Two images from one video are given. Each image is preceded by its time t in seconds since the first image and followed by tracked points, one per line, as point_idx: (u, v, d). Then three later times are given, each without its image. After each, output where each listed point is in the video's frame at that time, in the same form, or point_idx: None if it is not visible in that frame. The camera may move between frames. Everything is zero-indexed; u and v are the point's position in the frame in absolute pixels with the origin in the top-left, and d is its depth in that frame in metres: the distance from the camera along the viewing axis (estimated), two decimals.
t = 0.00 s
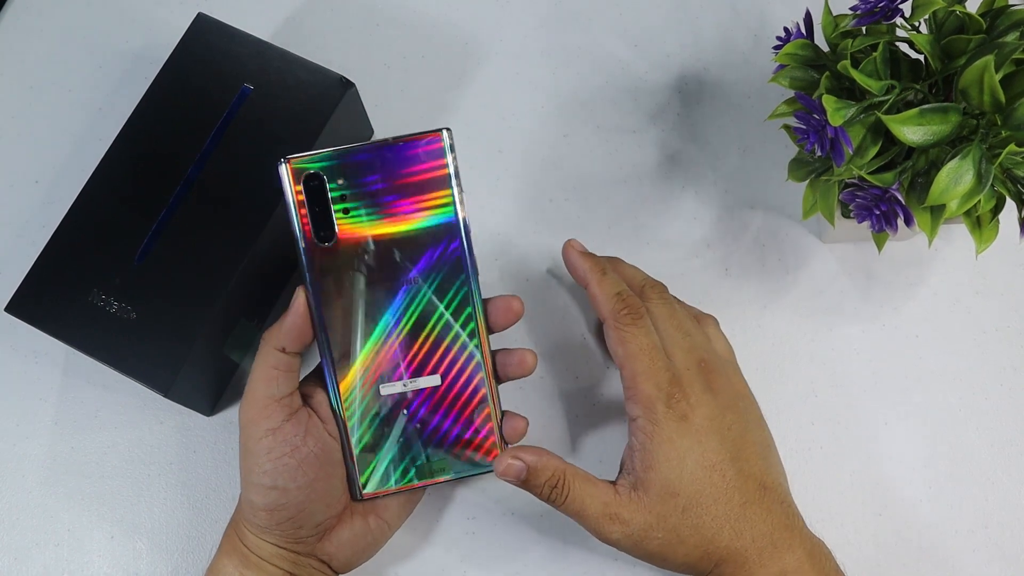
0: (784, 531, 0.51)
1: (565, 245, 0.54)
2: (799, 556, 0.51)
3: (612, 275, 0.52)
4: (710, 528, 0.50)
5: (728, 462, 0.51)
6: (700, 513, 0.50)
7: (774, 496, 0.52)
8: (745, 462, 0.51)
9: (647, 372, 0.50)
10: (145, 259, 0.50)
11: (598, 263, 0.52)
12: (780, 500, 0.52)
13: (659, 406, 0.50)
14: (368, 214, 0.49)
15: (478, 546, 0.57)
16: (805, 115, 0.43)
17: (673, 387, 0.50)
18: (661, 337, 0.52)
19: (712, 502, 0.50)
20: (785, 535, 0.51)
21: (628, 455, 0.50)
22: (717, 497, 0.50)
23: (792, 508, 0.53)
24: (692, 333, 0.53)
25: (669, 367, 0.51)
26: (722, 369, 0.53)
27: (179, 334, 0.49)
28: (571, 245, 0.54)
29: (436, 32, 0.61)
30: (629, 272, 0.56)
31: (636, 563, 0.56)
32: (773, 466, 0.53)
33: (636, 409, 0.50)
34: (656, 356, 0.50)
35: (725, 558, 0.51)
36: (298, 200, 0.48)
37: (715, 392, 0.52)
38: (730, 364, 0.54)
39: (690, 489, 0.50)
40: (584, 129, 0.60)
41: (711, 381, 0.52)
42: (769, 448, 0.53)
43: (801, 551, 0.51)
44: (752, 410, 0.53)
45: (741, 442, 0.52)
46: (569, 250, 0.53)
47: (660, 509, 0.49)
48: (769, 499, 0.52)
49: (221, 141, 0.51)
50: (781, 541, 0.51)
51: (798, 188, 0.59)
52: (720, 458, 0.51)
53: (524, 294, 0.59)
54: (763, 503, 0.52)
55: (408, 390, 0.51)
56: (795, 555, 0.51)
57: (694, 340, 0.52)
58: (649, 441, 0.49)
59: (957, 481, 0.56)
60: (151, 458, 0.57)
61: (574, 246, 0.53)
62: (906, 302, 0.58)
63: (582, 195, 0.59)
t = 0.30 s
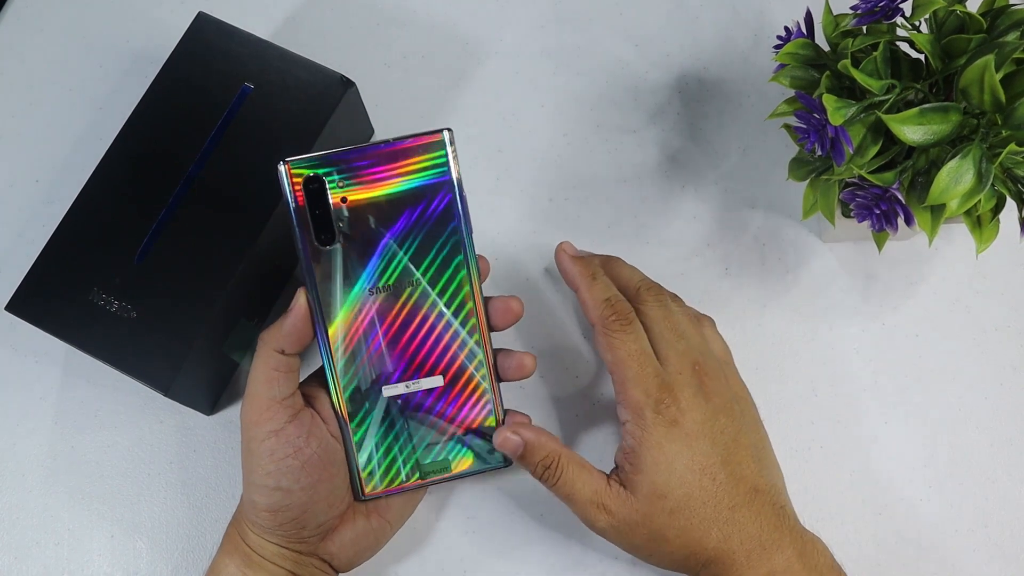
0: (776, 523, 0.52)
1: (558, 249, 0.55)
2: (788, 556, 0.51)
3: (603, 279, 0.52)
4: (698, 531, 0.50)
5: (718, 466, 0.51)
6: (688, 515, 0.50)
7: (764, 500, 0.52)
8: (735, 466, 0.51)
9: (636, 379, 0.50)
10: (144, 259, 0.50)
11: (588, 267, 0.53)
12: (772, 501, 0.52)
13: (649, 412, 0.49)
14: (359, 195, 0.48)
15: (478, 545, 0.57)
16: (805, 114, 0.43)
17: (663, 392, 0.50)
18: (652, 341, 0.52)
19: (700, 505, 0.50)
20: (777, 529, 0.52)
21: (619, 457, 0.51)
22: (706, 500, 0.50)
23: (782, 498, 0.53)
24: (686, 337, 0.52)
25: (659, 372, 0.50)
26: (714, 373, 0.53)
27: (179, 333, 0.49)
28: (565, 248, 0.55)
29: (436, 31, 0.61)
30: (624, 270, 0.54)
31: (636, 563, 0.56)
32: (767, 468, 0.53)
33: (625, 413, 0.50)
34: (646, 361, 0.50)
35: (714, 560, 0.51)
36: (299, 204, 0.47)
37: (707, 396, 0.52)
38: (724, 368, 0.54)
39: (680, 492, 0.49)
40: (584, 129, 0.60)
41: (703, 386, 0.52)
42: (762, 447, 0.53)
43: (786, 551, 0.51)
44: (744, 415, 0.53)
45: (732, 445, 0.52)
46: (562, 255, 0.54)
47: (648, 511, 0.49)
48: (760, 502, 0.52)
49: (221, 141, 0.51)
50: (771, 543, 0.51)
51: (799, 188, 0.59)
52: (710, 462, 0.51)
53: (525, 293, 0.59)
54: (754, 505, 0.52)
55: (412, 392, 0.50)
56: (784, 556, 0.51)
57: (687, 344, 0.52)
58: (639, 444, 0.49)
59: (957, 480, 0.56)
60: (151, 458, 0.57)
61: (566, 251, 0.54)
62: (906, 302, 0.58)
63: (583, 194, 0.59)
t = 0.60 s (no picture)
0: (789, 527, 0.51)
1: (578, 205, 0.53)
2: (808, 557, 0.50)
3: (629, 250, 0.51)
4: (711, 536, 0.48)
5: (737, 470, 0.49)
6: (705, 522, 0.48)
7: (779, 505, 0.51)
8: (753, 470, 0.50)
9: (653, 369, 0.49)
10: (145, 259, 0.50)
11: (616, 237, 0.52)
12: (785, 504, 0.51)
13: (664, 407, 0.48)
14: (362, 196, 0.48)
15: (478, 545, 0.57)
16: (805, 115, 0.43)
17: (681, 386, 0.49)
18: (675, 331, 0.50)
19: (718, 512, 0.48)
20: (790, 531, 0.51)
21: (630, 451, 0.50)
22: (722, 504, 0.48)
23: (798, 501, 0.52)
24: (705, 330, 0.51)
25: (680, 366, 0.49)
26: (737, 366, 0.51)
27: (180, 333, 0.49)
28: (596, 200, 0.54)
29: (436, 32, 0.61)
30: (654, 237, 0.54)
31: (636, 564, 0.56)
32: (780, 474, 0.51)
33: (639, 406, 0.49)
34: (665, 349, 0.49)
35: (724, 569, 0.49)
36: (301, 204, 0.47)
37: (727, 392, 0.50)
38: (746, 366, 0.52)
39: (694, 495, 0.48)
40: (584, 129, 0.60)
41: (724, 381, 0.50)
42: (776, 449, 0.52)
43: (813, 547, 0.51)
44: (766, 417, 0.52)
45: (752, 447, 0.50)
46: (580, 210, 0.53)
47: (660, 514, 0.47)
48: (775, 508, 0.50)
49: (221, 142, 0.51)
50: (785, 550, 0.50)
51: (799, 188, 0.59)
52: (729, 464, 0.49)
53: (525, 294, 0.59)
54: (769, 509, 0.50)
55: (413, 394, 0.50)
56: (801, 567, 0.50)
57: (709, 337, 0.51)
58: (651, 437, 0.48)
59: (957, 481, 0.56)
60: (151, 458, 0.57)
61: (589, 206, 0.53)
62: (906, 303, 0.58)
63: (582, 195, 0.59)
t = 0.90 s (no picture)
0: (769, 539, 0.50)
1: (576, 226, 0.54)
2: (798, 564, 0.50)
3: (609, 272, 0.52)
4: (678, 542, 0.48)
5: (699, 475, 0.49)
6: (670, 519, 0.48)
7: (753, 521, 0.50)
8: (720, 479, 0.50)
9: (620, 374, 0.49)
10: (145, 259, 0.50)
11: (602, 256, 0.53)
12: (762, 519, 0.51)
13: (629, 406, 0.49)
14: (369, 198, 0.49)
15: (478, 546, 0.57)
16: (805, 115, 0.43)
17: (646, 391, 0.49)
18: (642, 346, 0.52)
19: (685, 512, 0.48)
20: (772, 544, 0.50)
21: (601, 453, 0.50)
22: (687, 508, 0.48)
23: (772, 511, 0.51)
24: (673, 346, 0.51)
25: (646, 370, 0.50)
26: (702, 385, 0.51)
27: (180, 334, 0.49)
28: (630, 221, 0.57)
29: (436, 32, 0.61)
30: (649, 262, 0.53)
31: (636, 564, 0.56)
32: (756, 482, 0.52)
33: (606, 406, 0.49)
34: (634, 359, 0.49)
35: None
36: (308, 204, 0.47)
37: (695, 403, 0.50)
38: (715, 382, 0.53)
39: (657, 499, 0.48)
40: (584, 129, 0.60)
41: (691, 393, 0.51)
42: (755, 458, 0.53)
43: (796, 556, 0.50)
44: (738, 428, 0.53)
45: (718, 457, 0.50)
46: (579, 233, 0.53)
47: (629, 512, 0.47)
48: (748, 523, 0.50)
49: (221, 142, 0.51)
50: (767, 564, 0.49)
51: (799, 188, 0.59)
52: (691, 469, 0.49)
53: (525, 293, 0.59)
54: (742, 521, 0.50)
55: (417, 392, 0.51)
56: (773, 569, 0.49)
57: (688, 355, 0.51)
58: (617, 439, 0.49)
59: (957, 482, 0.56)
60: (151, 458, 0.57)
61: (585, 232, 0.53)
62: (906, 302, 0.58)
63: (582, 195, 0.59)
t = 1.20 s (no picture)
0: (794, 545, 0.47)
1: (580, 204, 0.49)
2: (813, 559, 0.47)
3: (627, 258, 0.47)
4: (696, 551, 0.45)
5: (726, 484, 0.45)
6: (681, 526, 0.45)
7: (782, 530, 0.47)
8: (753, 484, 0.46)
9: (646, 377, 0.44)
10: (145, 259, 0.50)
11: (616, 237, 0.48)
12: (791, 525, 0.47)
13: (654, 417, 0.44)
14: (368, 197, 0.49)
15: (478, 546, 0.57)
16: (805, 115, 0.42)
17: (674, 393, 0.44)
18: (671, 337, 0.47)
19: (702, 520, 0.45)
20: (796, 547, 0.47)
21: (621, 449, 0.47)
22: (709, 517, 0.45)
23: (793, 513, 0.48)
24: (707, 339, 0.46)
25: (675, 373, 0.45)
26: (741, 381, 0.47)
27: (179, 333, 0.49)
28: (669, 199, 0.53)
29: (436, 32, 0.61)
30: (672, 240, 0.49)
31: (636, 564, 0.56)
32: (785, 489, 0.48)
33: (631, 411, 0.45)
34: (658, 356, 0.44)
35: None
36: (308, 203, 0.47)
37: (730, 405, 0.46)
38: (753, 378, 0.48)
39: (673, 506, 0.44)
40: (584, 130, 0.60)
41: (727, 393, 0.46)
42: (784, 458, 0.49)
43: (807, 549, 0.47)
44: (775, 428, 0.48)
45: (753, 461, 0.46)
46: (580, 211, 0.48)
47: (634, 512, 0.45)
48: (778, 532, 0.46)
49: (221, 141, 0.51)
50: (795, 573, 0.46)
51: (799, 189, 0.59)
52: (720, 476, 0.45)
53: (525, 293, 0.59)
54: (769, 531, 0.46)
55: (417, 388, 0.51)
56: None
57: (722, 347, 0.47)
58: (639, 445, 0.44)
59: (957, 482, 0.56)
60: (151, 458, 0.57)
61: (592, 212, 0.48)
62: (906, 303, 0.58)
63: (582, 195, 0.59)
